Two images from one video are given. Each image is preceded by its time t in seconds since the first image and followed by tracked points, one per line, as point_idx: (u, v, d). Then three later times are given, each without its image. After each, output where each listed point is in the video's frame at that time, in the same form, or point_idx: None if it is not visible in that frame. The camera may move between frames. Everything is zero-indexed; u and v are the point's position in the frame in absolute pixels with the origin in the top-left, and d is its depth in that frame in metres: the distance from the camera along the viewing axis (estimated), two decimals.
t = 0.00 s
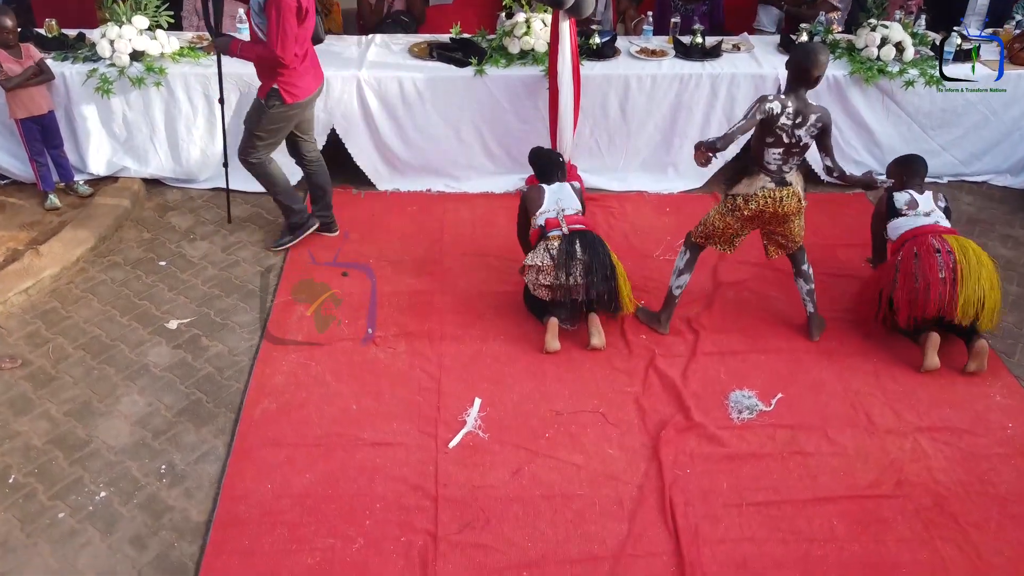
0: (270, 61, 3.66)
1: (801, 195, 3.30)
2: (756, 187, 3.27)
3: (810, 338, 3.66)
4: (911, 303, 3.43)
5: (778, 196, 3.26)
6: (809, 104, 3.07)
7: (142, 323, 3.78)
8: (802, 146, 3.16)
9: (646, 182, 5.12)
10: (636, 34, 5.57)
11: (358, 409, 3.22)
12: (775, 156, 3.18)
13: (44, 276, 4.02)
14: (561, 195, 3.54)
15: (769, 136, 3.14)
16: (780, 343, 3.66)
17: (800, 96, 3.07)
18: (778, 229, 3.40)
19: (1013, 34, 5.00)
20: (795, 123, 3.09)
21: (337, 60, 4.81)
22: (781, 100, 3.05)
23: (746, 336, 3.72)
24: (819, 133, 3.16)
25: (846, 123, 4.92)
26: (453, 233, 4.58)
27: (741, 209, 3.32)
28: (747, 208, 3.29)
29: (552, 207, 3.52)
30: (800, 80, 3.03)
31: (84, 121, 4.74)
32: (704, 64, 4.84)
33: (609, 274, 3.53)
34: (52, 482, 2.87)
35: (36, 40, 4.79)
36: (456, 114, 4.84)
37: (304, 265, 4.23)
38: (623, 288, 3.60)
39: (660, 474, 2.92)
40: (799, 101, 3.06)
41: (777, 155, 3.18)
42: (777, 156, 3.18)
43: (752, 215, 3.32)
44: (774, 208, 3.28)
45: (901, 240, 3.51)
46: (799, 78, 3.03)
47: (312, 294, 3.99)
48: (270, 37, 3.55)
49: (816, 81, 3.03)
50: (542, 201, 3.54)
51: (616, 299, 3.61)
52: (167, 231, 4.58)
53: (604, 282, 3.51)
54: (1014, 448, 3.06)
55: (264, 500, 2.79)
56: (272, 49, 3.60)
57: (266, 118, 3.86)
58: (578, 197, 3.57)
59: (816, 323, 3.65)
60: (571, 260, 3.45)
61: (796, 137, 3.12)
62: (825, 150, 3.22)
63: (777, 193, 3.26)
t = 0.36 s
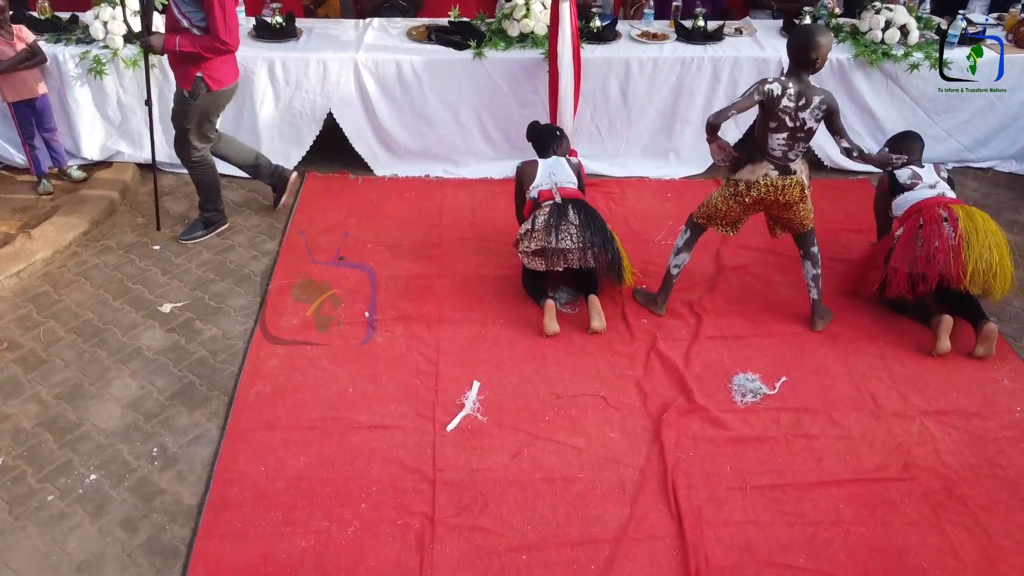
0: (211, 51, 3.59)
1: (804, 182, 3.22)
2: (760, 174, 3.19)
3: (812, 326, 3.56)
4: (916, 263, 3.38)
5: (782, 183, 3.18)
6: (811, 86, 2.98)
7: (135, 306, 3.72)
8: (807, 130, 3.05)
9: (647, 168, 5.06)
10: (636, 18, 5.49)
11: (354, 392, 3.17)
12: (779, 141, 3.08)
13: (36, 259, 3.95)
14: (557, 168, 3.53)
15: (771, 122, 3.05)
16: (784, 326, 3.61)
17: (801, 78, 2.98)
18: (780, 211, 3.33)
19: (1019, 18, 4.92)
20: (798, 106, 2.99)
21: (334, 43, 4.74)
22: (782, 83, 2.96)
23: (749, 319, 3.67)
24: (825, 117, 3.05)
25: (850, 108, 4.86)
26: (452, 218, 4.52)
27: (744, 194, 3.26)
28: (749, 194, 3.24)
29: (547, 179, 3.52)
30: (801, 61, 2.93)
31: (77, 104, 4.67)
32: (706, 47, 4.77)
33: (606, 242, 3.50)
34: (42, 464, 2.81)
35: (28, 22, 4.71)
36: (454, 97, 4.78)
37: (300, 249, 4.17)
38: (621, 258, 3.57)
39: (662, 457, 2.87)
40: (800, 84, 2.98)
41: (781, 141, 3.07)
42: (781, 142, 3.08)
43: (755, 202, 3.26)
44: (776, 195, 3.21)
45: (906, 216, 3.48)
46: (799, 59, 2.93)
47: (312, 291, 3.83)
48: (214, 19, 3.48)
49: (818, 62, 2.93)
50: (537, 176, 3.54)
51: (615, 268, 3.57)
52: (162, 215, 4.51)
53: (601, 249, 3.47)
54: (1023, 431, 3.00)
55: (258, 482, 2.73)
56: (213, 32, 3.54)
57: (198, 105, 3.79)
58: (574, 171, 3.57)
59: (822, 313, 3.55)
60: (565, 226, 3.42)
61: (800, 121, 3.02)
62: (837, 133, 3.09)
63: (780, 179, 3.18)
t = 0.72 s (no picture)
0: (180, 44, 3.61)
1: (798, 181, 3.16)
2: (750, 169, 3.15)
3: (817, 330, 3.49)
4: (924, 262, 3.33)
5: (773, 179, 3.13)
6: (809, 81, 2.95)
7: (128, 309, 3.67)
8: (802, 127, 3.01)
9: (648, 173, 5.02)
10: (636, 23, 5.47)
11: (350, 395, 3.11)
12: (773, 136, 3.06)
13: (29, 263, 3.90)
14: (557, 167, 3.48)
15: (765, 114, 3.03)
16: (788, 330, 3.55)
17: (800, 72, 2.95)
18: (778, 213, 3.26)
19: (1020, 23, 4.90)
20: (795, 101, 2.96)
21: (332, 46, 4.72)
22: (778, 76, 2.94)
23: (752, 322, 3.61)
24: (823, 115, 3.01)
25: (852, 112, 4.82)
26: (451, 222, 4.47)
27: (736, 189, 3.22)
28: (741, 187, 3.19)
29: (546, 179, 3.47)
30: (801, 56, 2.91)
31: (73, 107, 4.63)
32: (706, 51, 4.75)
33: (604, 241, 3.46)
34: (30, 468, 2.74)
35: (25, 25, 4.67)
36: (454, 101, 4.75)
37: (297, 252, 4.12)
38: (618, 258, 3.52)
39: (664, 461, 2.81)
40: (798, 80, 2.95)
41: (774, 135, 3.05)
42: (775, 136, 3.05)
43: (745, 198, 3.21)
44: (767, 190, 3.16)
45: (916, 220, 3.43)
46: (800, 54, 2.91)
47: (308, 293, 3.78)
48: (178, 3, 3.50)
49: (819, 58, 2.91)
50: (535, 175, 3.50)
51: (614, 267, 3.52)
52: (157, 219, 4.46)
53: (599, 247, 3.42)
54: None
55: (251, 486, 2.67)
56: (176, 18, 3.55)
57: (180, 99, 3.83)
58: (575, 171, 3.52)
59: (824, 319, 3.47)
60: (563, 226, 3.37)
61: (795, 116, 2.99)
62: (832, 134, 3.07)
63: (772, 176, 3.13)
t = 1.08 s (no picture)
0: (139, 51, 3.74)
1: (811, 192, 3.10)
2: (763, 170, 3.15)
3: (775, 347, 3.48)
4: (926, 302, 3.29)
5: (783, 184, 3.11)
6: (832, 87, 2.91)
7: (122, 330, 3.61)
8: (821, 133, 2.98)
9: (648, 196, 5.00)
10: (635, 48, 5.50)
11: (346, 415, 3.05)
12: (788, 139, 3.03)
13: (23, 283, 3.86)
14: (568, 192, 3.40)
15: (783, 114, 3.02)
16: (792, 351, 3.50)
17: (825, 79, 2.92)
18: (785, 230, 3.22)
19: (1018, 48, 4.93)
20: (815, 105, 2.93)
21: (332, 69, 4.72)
22: (800, 78, 2.95)
23: (755, 344, 3.56)
24: (845, 122, 2.97)
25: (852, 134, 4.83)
26: (450, 243, 4.44)
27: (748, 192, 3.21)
28: (751, 190, 3.20)
29: (557, 203, 3.39)
30: (832, 62, 2.85)
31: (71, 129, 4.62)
32: (706, 74, 4.76)
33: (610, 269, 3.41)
34: (16, 489, 2.67)
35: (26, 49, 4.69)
36: (453, 123, 4.74)
37: (294, 272, 4.08)
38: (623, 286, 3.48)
39: (668, 482, 2.74)
40: (822, 86, 2.92)
41: (789, 137, 3.02)
42: (790, 139, 3.02)
43: (756, 200, 3.20)
44: (778, 196, 3.13)
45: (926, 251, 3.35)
46: (831, 60, 2.85)
47: (307, 292, 3.90)
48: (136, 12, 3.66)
49: (850, 67, 2.85)
50: (547, 198, 3.41)
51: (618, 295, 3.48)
52: (154, 241, 4.43)
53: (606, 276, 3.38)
54: None
55: (243, 508, 2.59)
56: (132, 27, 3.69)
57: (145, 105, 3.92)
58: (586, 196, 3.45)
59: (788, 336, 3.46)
60: (568, 255, 3.32)
61: (814, 121, 2.96)
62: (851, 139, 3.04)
63: (782, 179, 3.10)
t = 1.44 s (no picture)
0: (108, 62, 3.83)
1: (830, 201, 3.12)
2: (775, 192, 3.14)
3: (808, 340, 3.63)
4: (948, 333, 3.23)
5: (802, 201, 3.10)
6: (821, 99, 2.90)
7: (117, 352, 3.56)
8: (820, 147, 2.97)
9: (649, 221, 4.98)
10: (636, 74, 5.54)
11: (343, 437, 2.99)
12: (794, 158, 3.04)
13: (18, 305, 3.81)
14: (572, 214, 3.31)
15: (780, 138, 3.03)
16: (797, 373, 3.45)
17: (812, 90, 2.93)
18: (808, 240, 3.24)
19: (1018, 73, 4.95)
20: (807, 122, 2.94)
21: (333, 94, 4.74)
22: (784, 100, 2.98)
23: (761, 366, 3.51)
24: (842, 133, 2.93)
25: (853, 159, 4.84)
26: (450, 267, 4.41)
27: (765, 219, 3.18)
28: (769, 216, 3.16)
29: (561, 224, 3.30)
30: (817, 72, 2.89)
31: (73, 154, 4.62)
32: (706, 99, 4.78)
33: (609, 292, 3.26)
34: (3, 512, 2.60)
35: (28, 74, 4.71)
36: (454, 148, 4.74)
37: (293, 295, 4.05)
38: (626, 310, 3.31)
39: (673, 505, 2.67)
40: (808, 98, 2.93)
41: (794, 157, 3.03)
42: (795, 158, 3.03)
43: (774, 224, 3.17)
44: (798, 213, 3.12)
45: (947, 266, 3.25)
46: (814, 71, 2.89)
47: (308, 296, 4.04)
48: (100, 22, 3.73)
49: (831, 70, 2.87)
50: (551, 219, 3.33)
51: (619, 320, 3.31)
52: (152, 264, 4.39)
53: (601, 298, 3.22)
54: None
55: (237, 531, 2.52)
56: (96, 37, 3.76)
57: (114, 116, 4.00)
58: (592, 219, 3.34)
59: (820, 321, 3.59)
60: (558, 277, 3.20)
61: (811, 137, 2.95)
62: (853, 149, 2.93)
63: (798, 196, 3.10)
